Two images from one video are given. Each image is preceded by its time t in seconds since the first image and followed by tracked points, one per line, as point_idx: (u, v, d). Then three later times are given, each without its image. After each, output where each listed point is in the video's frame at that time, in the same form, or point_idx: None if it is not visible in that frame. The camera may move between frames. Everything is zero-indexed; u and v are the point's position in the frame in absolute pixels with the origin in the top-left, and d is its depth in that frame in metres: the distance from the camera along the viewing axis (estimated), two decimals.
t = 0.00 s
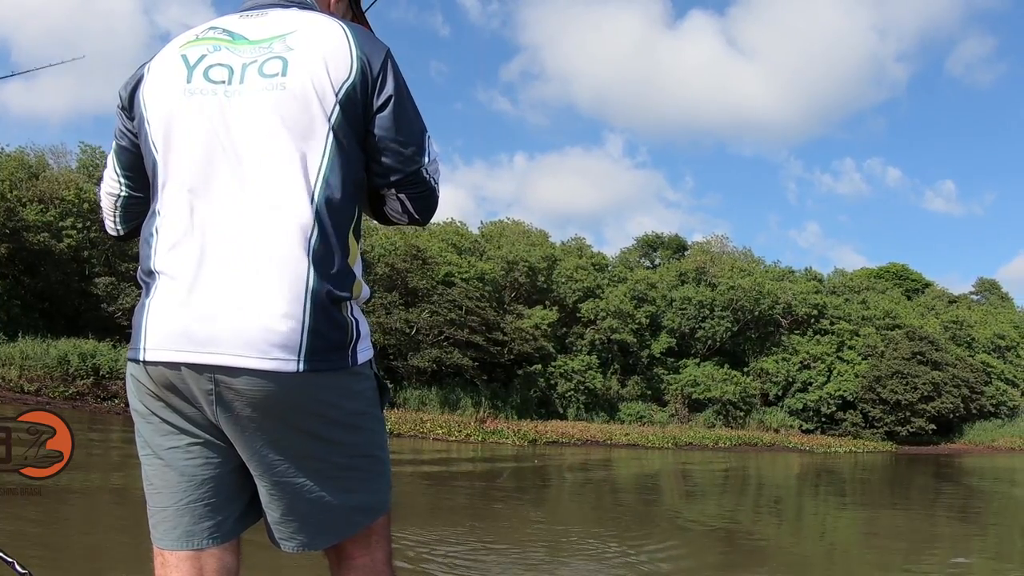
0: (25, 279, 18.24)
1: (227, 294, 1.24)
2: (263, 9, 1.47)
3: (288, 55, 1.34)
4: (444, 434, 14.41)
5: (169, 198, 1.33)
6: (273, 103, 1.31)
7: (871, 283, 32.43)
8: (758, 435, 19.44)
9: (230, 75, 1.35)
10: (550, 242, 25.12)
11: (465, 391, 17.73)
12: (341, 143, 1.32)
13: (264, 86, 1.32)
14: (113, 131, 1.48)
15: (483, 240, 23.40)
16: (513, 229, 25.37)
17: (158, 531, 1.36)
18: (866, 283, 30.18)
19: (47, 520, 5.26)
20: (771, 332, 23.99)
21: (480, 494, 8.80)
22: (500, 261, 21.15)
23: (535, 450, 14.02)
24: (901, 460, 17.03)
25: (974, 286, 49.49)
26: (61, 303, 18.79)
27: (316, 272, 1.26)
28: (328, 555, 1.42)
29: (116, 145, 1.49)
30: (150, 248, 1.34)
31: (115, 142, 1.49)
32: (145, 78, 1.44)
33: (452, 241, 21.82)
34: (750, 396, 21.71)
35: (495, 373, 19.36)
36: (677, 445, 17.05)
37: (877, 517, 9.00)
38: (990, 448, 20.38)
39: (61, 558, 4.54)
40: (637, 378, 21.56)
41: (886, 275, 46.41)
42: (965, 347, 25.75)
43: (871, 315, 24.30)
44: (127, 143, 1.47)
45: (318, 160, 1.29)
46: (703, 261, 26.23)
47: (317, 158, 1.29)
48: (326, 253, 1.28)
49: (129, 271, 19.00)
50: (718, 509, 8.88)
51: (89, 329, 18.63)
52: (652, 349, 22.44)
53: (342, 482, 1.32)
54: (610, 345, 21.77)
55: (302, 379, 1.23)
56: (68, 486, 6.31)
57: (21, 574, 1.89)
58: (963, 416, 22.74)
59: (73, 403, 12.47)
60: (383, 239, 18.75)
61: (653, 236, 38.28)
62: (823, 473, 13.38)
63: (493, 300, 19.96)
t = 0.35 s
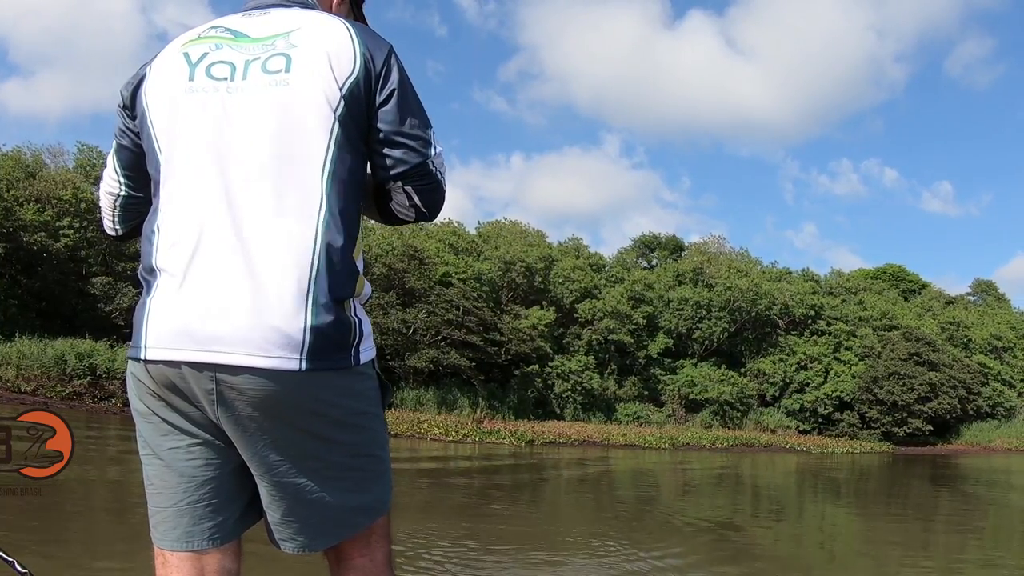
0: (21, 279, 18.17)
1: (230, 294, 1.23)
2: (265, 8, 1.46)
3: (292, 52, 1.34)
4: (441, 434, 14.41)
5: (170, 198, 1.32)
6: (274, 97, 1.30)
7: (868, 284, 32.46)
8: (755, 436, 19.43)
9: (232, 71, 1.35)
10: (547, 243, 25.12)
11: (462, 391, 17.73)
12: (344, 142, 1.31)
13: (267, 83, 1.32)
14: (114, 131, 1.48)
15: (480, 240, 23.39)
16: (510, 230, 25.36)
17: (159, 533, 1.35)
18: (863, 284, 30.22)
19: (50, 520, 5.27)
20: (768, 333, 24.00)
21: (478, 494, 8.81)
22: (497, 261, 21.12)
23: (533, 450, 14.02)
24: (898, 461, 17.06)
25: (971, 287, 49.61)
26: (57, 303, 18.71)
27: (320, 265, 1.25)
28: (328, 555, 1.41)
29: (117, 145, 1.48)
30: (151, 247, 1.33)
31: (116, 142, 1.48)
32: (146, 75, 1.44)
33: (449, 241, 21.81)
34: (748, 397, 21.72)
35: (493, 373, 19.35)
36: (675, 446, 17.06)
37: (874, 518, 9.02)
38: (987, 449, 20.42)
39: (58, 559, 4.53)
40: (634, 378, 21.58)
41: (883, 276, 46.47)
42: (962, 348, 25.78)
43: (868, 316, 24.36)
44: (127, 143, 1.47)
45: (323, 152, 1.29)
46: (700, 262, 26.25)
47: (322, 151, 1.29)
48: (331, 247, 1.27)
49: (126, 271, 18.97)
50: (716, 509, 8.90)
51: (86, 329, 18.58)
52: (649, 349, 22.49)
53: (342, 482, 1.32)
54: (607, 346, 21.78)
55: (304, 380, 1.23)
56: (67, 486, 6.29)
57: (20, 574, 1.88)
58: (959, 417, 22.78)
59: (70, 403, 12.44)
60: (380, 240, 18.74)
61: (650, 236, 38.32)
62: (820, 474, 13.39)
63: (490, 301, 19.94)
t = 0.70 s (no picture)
0: (18, 278, 18.05)
1: (238, 291, 1.22)
2: (280, 11, 1.47)
3: (310, 50, 1.35)
4: (439, 435, 14.41)
5: (178, 191, 1.31)
6: (294, 90, 1.31)
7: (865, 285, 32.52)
8: (751, 436, 19.44)
9: (249, 65, 1.35)
10: (544, 243, 25.14)
11: (460, 392, 17.73)
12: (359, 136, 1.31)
13: (286, 79, 1.32)
14: (118, 128, 1.47)
15: (477, 241, 23.39)
16: (507, 230, 25.37)
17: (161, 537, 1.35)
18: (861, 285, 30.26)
19: (52, 520, 5.27)
20: (766, 333, 23.96)
21: (476, 495, 8.81)
22: (494, 262, 21.08)
23: (530, 450, 14.02)
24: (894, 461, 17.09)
25: (968, 288, 49.67)
26: (54, 303, 18.57)
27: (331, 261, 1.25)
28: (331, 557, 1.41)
29: (120, 142, 1.47)
30: (157, 241, 1.32)
31: (120, 139, 1.47)
32: (156, 69, 1.43)
33: (447, 241, 21.81)
34: (745, 397, 21.75)
35: (490, 374, 19.33)
36: (672, 446, 17.07)
37: (871, 518, 9.04)
38: (984, 449, 20.46)
39: (56, 557, 4.53)
40: (631, 379, 21.61)
41: (880, 276, 46.54)
42: (959, 349, 25.82)
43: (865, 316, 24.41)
44: (132, 140, 1.46)
45: (339, 151, 1.29)
46: (697, 262, 26.29)
47: (337, 148, 1.29)
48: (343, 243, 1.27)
49: (123, 271, 18.97)
50: (713, 510, 8.91)
51: (83, 329, 18.42)
52: (646, 350, 22.52)
53: (349, 484, 1.32)
54: (604, 346, 21.81)
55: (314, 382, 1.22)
56: (66, 486, 6.28)
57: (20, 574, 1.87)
58: (956, 418, 22.82)
59: (67, 403, 12.43)
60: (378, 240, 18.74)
61: (648, 237, 38.39)
62: (818, 475, 13.40)
63: (487, 301, 19.93)
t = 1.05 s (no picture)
0: (15, 278, 18.02)
1: (270, 283, 1.17)
2: (309, 50, 1.51)
3: (353, 82, 1.39)
4: (437, 434, 14.41)
5: (206, 184, 1.26)
6: (336, 109, 1.33)
7: (862, 284, 32.56)
8: (748, 435, 19.46)
9: (292, 79, 1.36)
10: (542, 242, 25.16)
11: (457, 391, 17.74)
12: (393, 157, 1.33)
13: (328, 98, 1.33)
14: (136, 139, 1.44)
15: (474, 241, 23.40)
16: (505, 229, 25.39)
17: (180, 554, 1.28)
18: (858, 284, 30.31)
19: (52, 519, 5.27)
20: (763, 332, 24.07)
21: (474, 494, 8.80)
22: (491, 261, 21.01)
23: (528, 450, 14.02)
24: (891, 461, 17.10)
25: (965, 288, 49.74)
26: (51, 302, 18.52)
27: (369, 264, 1.24)
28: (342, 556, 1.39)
29: (136, 153, 1.44)
30: (178, 234, 1.25)
31: (136, 151, 1.44)
32: (186, 77, 1.41)
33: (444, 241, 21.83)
34: (742, 396, 21.79)
35: (487, 373, 19.33)
36: (669, 446, 17.08)
37: (871, 518, 9.03)
38: (981, 449, 20.48)
39: (54, 558, 4.52)
40: (628, 378, 21.65)
41: (877, 276, 46.60)
42: (956, 348, 25.87)
43: (862, 316, 24.48)
44: (152, 150, 1.43)
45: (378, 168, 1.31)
46: (695, 261, 26.34)
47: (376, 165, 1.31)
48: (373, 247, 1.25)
49: (120, 270, 18.98)
50: (711, 509, 8.91)
51: (80, 329, 18.42)
52: (643, 350, 22.54)
53: (370, 488, 1.28)
54: (601, 346, 21.85)
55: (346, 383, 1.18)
56: (64, 487, 6.27)
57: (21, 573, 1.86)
58: (953, 417, 22.86)
59: (65, 403, 12.43)
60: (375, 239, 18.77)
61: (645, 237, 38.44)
62: (815, 474, 13.42)
63: (484, 300, 19.91)
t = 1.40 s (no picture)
0: (12, 277, 18.00)
1: (330, 305, 1.19)
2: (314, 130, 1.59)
3: (379, 163, 1.51)
4: (434, 433, 14.41)
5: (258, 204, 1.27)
6: (371, 182, 1.42)
7: (859, 281, 32.61)
8: (746, 432, 19.48)
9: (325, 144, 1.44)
10: (539, 240, 25.15)
11: (455, 389, 17.74)
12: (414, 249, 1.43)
13: (363, 169, 1.43)
14: (161, 183, 1.41)
15: (471, 238, 23.37)
16: (502, 227, 25.36)
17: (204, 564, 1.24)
18: (855, 281, 30.35)
19: (55, 519, 5.26)
20: (760, 330, 24.11)
21: (472, 492, 8.81)
22: (489, 259, 20.93)
23: (526, 448, 14.02)
24: (889, 458, 17.12)
25: (961, 285, 49.86)
26: (48, 301, 18.54)
27: (413, 307, 1.32)
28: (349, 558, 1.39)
29: (158, 199, 1.41)
30: (224, 251, 1.24)
31: (159, 196, 1.40)
32: (223, 123, 1.45)
33: (441, 238, 21.80)
34: (739, 394, 21.81)
35: (485, 371, 19.34)
36: (667, 443, 17.10)
37: (869, 515, 9.04)
38: (978, 446, 20.55)
39: (55, 558, 4.50)
40: (626, 376, 21.68)
41: (873, 273, 46.65)
42: (953, 345, 25.91)
43: (859, 313, 24.52)
44: (176, 192, 1.40)
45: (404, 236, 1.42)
46: (692, 259, 26.36)
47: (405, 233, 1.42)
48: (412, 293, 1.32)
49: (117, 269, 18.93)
50: (709, 507, 8.92)
51: (78, 327, 18.44)
52: (641, 347, 22.55)
53: (395, 500, 1.30)
54: (599, 343, 21.90)
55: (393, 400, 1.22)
56: (64, 487, 6.25)
57: (22, 572, 1.86)
58: (950, 414, 22.90)
59: (63, 401, 12.40)
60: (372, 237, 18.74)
61: (641, 234, 38.44)
62: (813, 471, 13.44)
63: (482, 299, 19.87)
